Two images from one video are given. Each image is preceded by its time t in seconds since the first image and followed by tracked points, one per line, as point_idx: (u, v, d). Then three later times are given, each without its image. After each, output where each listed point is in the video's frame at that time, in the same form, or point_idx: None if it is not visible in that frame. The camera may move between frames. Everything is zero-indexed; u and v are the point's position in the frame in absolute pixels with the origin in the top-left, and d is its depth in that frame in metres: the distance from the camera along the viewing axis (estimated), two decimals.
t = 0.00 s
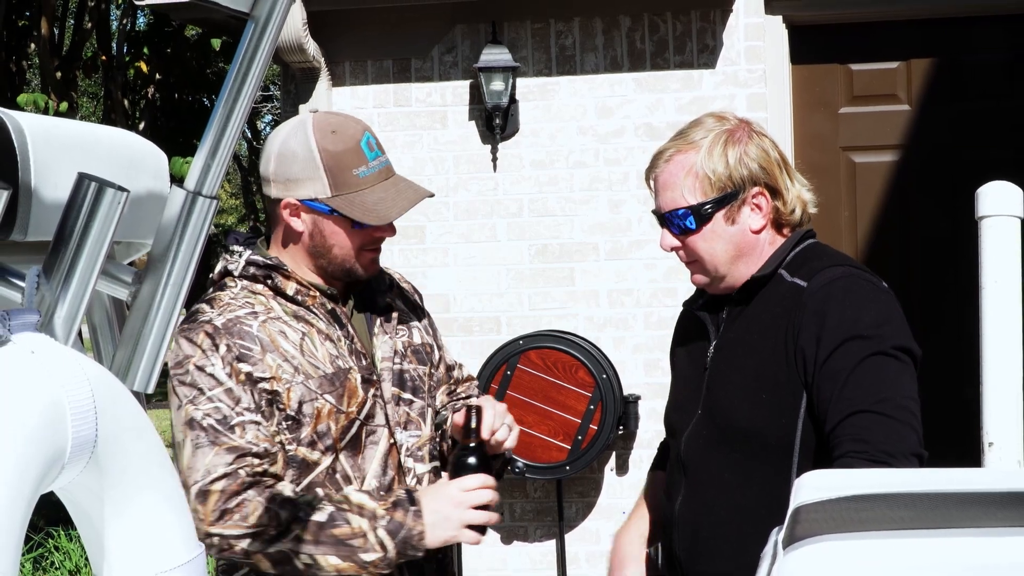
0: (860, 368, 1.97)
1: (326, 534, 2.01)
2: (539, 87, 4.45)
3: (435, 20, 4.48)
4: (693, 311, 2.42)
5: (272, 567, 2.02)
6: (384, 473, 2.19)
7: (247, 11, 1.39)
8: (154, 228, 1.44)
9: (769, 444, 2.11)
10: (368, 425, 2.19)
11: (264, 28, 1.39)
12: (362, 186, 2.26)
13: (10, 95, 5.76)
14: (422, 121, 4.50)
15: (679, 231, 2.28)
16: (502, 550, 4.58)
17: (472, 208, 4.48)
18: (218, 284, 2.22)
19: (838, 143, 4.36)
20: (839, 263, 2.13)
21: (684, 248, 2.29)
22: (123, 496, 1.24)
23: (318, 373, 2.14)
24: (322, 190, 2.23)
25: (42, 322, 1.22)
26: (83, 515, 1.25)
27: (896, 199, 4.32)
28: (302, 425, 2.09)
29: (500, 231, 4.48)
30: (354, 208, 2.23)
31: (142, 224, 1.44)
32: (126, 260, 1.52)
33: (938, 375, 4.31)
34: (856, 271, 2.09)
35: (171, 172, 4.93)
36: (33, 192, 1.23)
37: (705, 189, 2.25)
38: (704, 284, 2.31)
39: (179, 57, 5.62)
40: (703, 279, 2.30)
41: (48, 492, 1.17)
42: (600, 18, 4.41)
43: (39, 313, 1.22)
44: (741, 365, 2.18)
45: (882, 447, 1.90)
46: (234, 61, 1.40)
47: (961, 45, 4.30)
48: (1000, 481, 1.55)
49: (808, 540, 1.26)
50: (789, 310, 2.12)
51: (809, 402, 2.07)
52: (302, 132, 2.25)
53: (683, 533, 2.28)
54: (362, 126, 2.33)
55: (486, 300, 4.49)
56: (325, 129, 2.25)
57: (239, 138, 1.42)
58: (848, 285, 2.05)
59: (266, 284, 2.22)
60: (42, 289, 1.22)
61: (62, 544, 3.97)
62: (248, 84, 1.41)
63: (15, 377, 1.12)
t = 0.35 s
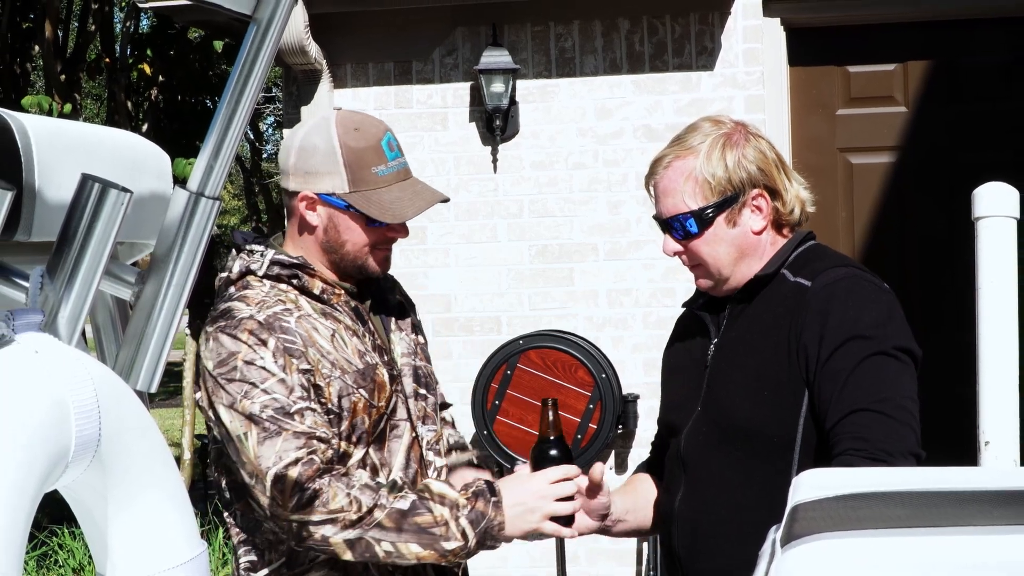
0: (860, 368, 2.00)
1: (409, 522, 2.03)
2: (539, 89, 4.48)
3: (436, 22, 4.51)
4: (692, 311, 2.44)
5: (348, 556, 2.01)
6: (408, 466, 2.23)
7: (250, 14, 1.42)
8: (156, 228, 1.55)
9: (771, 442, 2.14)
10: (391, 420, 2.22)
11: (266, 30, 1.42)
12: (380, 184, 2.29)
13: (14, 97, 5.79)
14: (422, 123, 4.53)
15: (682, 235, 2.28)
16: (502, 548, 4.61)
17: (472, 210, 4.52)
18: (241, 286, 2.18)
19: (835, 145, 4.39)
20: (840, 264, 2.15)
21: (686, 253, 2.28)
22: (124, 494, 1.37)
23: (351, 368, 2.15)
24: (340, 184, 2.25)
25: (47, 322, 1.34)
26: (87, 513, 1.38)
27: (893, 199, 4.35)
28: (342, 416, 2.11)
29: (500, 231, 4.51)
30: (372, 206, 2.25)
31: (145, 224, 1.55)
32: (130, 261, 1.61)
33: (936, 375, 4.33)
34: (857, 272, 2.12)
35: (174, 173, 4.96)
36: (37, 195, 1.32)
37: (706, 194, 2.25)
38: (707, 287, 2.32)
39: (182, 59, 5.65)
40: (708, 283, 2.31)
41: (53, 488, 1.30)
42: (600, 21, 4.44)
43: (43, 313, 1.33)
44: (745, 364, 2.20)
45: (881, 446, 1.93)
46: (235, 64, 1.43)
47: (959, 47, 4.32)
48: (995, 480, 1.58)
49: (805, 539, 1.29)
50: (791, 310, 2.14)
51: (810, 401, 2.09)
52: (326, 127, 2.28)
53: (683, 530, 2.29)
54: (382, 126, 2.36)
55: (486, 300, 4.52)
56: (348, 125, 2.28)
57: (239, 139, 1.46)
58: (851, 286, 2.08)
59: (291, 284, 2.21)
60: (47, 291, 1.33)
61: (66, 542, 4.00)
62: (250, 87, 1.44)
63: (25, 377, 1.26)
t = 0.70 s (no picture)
0: (858, 369, 2.03)
1: (429, 507, 2.04)
2: (539, 91, 4.51)
3: (435, 25, 4.54)
4: (689, 311, 2.47)
5: (371, 540, 2.02)
6: (428, 457, 2.28)
7: (251, 16, 1.38)
8: (159, 228, 1.52)
9: (771, 442, 2.16)
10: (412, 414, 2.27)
11: (269, 32, 1.37)
12: (393, 184, 2.26)
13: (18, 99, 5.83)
14: (423, 125, 4.56)
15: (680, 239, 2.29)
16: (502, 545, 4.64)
17: (472, 210, 4.55)
18: (269, 277, 2.22)
19: (831, 146, 4.43)
20: (837, 265, 2.19)
21: (684, 256, 2.30)
22: (128, 493, 1.34)
23: (377, 361, 2.20)
24: (355, 178, 2.26)
25: (50, 322, 1.32)
26: (90, 511, 1.36)
27: (889, 200, 4.38)
28: (366, 406, 2.15)
29: (500, 232, 4.54)
30: (379, 206, 2.24)
31: (148, 224, 1.52)
32: (133, 262, 1.57)
33: (933, 374, 4.36)
34: (855, 274, 2.15)
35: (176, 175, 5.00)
36: (41, 195, 1.31)
37: (703, 198, 2.27)
38: (704, 290, 2.34)
39: (185, 62, 5.69)
40: (705, 285, 2.33)
41: (55, 487, 1.27)
42: (598, 23, 4.47)
43: (47, 312, 1.31)
44: (744, 363, 2.22)
45: (878, 446, 1.96)
46: (238, 65, 1.39)
47: (957, 49, 4.35)
48: (989, 478, 1.61)
49: (802, 537, 1.30)
50: (790, 312, 2.17)
51: (808, 401, 2.12)
52: (357, 123, 2.30)
53: (682, 530, 2.30)
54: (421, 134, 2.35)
55: (487, 300, 4.55)
56: (377, 123, 2.29)
57: (242, 139, 1.41)
58: (849, 286, 2.11)
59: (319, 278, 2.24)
60: (50, 290, 1.32)
61: (70, 539, 4.03)
62: (252, 86, 1.40)
63: (25, 375, 1.23)
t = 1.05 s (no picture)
0: (858, 368, 2.03)
1: (420, 506, 2.05)
2: (539, 93, 4.55)
3: (436, 27, 4.58)
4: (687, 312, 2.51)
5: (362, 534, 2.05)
6: (438, 454, 2.30)
7: (254, 18, 1.42)
8: (162, 229, 1.54)
9: (771, 440, 2.16)
10: (426, 409, 2.29)
11: (271, 34, 1.42)
12: (393, 188, 2.26)
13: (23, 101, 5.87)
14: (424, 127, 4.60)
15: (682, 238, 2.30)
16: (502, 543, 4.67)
17: (473, 211, 4.58)
18: (285, 271, 2.27)
19: (829, 147, 4.45)
20: (836, 266, 2.20)
21: (685, 255, 2.31)
22: (131, 491, 1.37)
23: (385, 355, 2.23)
24: (362, 177, 2.28)
25: (55, 321, 1.35)
26: (94, 509, 1.39)
27: (885, 201, 4.42)
28: (370, 401, 2.18)
29: (500, 232, 4.57)
30: (375, 207, 2.26)
31: (151, 225, 1.53)
32: (137, 261, 1.60)
33: (929, 373, 4.39)
34: (856, 275, 2.16)
35: (180, 176, 5.03)
36: (46, 195, 1.33)
37: (705, 198, 2.28)
38: (705, 289, 2.35)
39: (188, 64, 5.72)
40: (706, 283, 2.34)
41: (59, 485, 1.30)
42: (598, 25, 4.50)
43: (52, 312, 1.34)
44: (744, 363, 2.23)
45: (877, 446, 1.96)
46: (241, 67, 1.43)
47: (954, 52, 4.38)
48: (981, 475, 1.63)
49: (799, 535, 1.31)
50: (788, 312, 2.18)
51: (807, 399, 2.13)
52: (376, 121, 2.31)
53: (683, 529, 2.31)
54: (437, 142, 2.32)
55: (487, 300, 4.58)
56: (394, 124, 2.29)
57: (243, 143, 1.45)
58: (848, 287, 2.11)
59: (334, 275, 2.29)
60: (54, 290, 1.34)
61: (74, 537, 4.07)
62: (255, 88, 1.44)
63: (28, 375, 1.25)
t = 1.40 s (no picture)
0: (854, 369, 2.04)
1: (407, 521, 2.07)
2: (539, 95, 4.58)
3: (437, 30, 4.61)
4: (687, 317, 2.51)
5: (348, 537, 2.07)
6: (441, 455, 2.25)
7: (256, 21, 1.42)
8: (166, 229, 1.56)
9: (772, 439, 2.18)
10: (434, 407, 2.27)
11: (272, 37, 1.42)
12: (402, 185, 2.30)
13: (27, 103, 5.90)
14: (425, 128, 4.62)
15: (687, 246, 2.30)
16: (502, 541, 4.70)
17: (473, 212, 4.61)
18: (301, 267, 2.33)
19: (826, 149, 4.49)
20: (831, 267, 2.21)
21: (692, 262, 2.31)
22: (134, 489, 1.39)
23: (390, 353, 2.24)
24: (372, 176, 2.32)
25: (59, 321, 1.37)
26: (99, 510, 1.41)
27: (881, 203, 4.45)
28: (371, 398, 2.19)
29: (500, 232, 4.60)
30: (384, 205, 2.29)
31: (155, 225, 1.55)
32: (140, 262, 1.63)
33: (925, 372, 4.42)
34: (849, 276, 2.18)
35: (182, 177, 5.07)
36: (51, 196, 1.35)
37: (710, 204, 2.28)
38: (710, 294, 2.35)
39: (191, 66, 5.75)
40: (711, 289, 2.34)
41: (64, 483, 1.32)
42: (597, 28, 4.53)
43: (56, 312, 1.36)
44: (739, 366, 2.25)
45: (874, 444, 1.96)
46: (244, 70, 1.44)
47: (951, 54, 4.42)
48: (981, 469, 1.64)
49: (797, 533, 1.35)
50: (785, 312, 2.20)
51: (805, 398, 2.14)
52: (386, 122, 2.36)
53: (682, 529, 2.33)
54: (445, 140, 2.35)
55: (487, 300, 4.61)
56: (403, 124, 2.33)
57: (244, 146, 1.47)
58: (843, 288, 2.13)
59: (346, 272, 2.32)
60: (59, 290, 1.36)
61: (78, 535, 4.10)
62: (257, 92, 1.44)
63: (31, 373, 1.27)
